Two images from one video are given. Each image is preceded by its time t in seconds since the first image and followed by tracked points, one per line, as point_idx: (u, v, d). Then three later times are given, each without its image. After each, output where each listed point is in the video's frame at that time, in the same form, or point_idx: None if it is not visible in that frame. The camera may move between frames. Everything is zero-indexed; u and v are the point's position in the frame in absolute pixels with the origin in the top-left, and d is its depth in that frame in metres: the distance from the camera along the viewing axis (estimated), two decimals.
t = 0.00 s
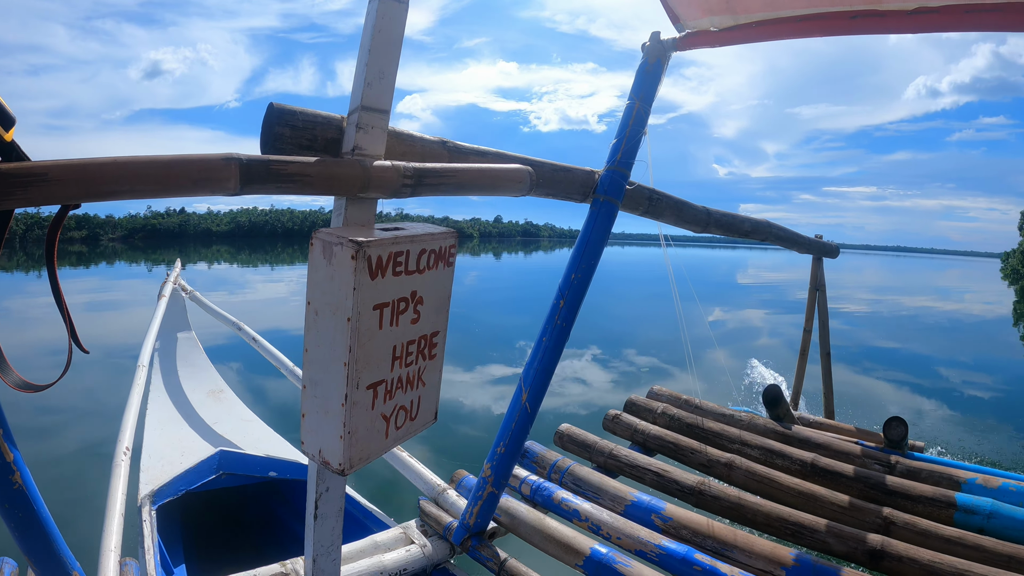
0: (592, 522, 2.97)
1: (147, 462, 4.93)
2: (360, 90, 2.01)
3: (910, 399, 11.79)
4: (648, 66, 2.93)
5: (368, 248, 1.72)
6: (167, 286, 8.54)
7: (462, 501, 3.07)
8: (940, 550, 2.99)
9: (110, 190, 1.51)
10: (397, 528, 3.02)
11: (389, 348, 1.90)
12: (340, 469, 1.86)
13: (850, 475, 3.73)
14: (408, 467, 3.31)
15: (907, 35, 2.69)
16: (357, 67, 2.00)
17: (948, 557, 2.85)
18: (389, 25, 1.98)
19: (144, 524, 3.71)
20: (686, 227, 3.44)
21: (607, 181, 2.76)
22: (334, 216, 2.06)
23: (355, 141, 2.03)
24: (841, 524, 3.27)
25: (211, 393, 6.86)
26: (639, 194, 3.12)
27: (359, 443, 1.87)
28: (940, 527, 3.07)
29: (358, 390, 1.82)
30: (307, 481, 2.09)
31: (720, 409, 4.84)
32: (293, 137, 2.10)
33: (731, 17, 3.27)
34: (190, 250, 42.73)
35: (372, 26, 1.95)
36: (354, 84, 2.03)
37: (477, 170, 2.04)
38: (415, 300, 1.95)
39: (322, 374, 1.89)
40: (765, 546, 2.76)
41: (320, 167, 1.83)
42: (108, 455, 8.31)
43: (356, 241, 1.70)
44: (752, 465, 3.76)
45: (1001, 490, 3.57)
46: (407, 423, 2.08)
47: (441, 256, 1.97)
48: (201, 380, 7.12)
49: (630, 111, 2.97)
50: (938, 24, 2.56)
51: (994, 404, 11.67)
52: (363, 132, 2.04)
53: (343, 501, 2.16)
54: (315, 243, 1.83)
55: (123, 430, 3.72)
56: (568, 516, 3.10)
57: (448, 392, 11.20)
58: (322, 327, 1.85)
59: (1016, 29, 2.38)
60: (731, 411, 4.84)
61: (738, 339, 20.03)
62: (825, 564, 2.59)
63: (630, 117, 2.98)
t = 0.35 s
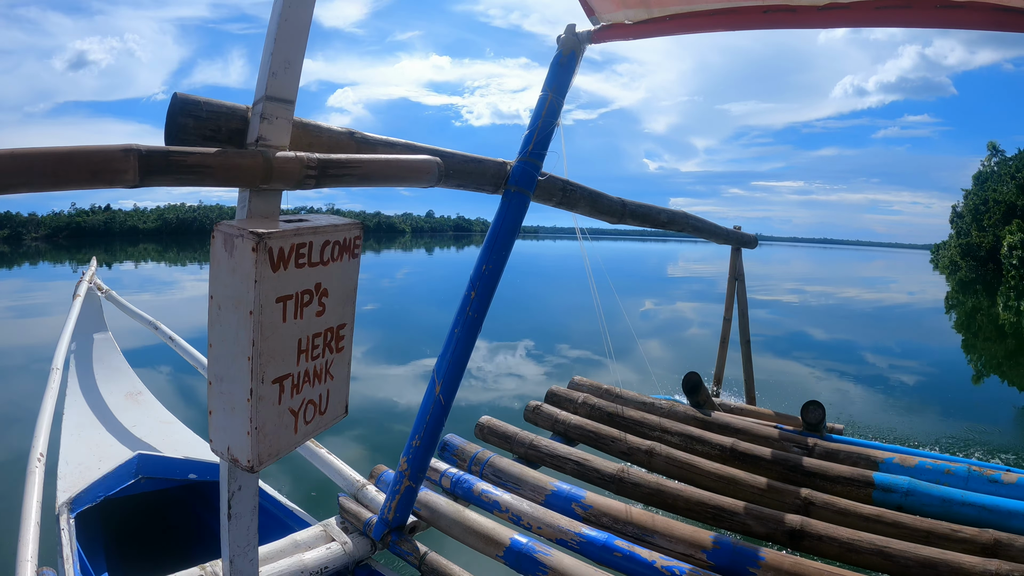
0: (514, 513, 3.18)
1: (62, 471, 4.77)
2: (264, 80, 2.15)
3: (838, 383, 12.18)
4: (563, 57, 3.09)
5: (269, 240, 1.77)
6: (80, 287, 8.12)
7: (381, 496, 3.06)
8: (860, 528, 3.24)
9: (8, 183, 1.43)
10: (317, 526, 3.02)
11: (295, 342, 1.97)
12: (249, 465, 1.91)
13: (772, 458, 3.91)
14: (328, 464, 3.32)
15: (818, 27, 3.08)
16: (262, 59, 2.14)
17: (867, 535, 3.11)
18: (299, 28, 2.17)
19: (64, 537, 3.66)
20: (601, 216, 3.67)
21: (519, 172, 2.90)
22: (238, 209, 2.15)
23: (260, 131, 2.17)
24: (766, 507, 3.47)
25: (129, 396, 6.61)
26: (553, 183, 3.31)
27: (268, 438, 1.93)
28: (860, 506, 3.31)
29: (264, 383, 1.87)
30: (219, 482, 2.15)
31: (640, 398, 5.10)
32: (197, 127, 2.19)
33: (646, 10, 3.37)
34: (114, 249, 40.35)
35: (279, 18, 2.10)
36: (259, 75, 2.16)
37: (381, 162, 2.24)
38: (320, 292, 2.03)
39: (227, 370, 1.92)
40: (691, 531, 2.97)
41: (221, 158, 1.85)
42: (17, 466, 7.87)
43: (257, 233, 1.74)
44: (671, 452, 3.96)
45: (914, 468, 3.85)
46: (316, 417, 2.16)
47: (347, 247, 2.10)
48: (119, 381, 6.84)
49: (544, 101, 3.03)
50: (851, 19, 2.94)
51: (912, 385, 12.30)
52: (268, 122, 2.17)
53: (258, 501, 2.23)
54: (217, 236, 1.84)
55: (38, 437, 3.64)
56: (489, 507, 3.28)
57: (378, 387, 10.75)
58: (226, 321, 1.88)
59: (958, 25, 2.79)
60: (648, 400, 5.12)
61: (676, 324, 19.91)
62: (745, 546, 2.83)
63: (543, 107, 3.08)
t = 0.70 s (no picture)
0: (429, 513, 3.31)
1: None
2: (168, 81, 2.21)
3: (766, 379, 12.56)
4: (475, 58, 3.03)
5: (169, 244, 1.73)
6: None
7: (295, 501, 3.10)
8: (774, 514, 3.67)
9: None
10: (233, 533, 2.98)
11: (198, 346, 1.93)
12: (156, 472, 1.86)
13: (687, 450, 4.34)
14: (244, 470, 3.35)
15: (726, 33, 3.30)
16: (165, 59, 2.19)
17: (778, 520, 3.54)
18: (205, 39, 2.29)
19: None
20: (514, 216, 3.99)
21: (425, 173, 2.93)
22: (140, 211, 2.10)
23: (163, 133, 2.22)
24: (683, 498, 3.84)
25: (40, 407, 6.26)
26: (459, 186, 3.48)
27: (174, 445, 1.89)
28: (771, 494, 3.74)
29: (168, 390, 1.83)
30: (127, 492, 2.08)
31: (556, 397, 5.38)
32: (100, 128, 2.17)
33: (555, 15, 3.50)
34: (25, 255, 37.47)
35: (184, 17, 2.17)
36: (162, 75, 2.22)
37: (285, 165, 2.24)
38: (222, 296, 1.99)
39: (131, 377, 1.86)
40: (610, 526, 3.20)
41: (122, 161, 1.80)
42: None
43: (155, 237, 1.70)
44: (586, 448, 4.31)
45: (825, 455, 4.37)
46: (223, 423, 2.12)
47: (250, 250, 2.08)
48: (29, 391, 6.47)
49: (453, 102, 3.04)
50: (756, 25, 3.19)
51: (833, 377, 12.92)
52: (171, 123, 2.23)
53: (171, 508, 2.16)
54: (118, 241, 1.78)
55: None
56: (404, 508, 3.42)
57: (306, 393, 10.30)
58: (128, 327, 1.82)
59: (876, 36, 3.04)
60: (562, 397, 5.44)
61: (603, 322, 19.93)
62: (658, 537, 3.08)
63: (451, 108, 3.04)
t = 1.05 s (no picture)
0: (358, 525, 3.33)
1: None
2: (81, 85, 2.13)
3: (704, 380, 12.93)
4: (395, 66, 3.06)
5: (80, 255, 1.65)
6: None
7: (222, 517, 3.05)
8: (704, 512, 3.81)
9: None
10: (160, 553, 2.82)
11: (113, 361, 1.84)
12: (74, 491, 1.78)
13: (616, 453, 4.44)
14: (169, 487, 3.26)
15: (646, 41, 3.38)
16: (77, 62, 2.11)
17: (709, 518, 3.68)
18: (125, 32, 2.19)
19: None
20: (434, 222, 4.29)
21: (346, 180, 2.90)
22: (53, 220, 2.01)
23: (76, 139, 2.13)
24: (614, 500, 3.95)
25: None
26: (380, 193, 3.76)
27: (92, 463, 1.81)
28: (700, 493, 3.89)
29: (82, 407, 1.75)
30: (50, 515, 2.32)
31: (484, 402, 5.51)
32: (12, 134, 2.18)
33: (478, 21, 3.50)
34: None
35: (99, 18, 2.09)
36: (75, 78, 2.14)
37: (203, 172, 2.19)
38: (137, 308, 1.90)
39: (44, 394, 1.77)
40: (543, 531, 3.27)
41: (32, 168, 1.73)
42: None
43: (66, 247, 1.62)
44: (516, 454, 4.39)
45: (754, 453, 4.57)
46: (141, 439, 2.02)
47: (165, 261, 1.99)
48: None
49: (372, 109, 3.01)
50: (675, 33, 3.32)
51: (770, 377, 13.42)
52: (84, 130, 2.14)
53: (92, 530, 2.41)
54: (26, 251, 1.69)
55: None
56: (333, 521, 3.41)
57: (240, 408, 9.81)
58: (39, 341, 1.73)
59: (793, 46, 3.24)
60: (492, 404, 5.56)
61: (536, 326, 19.98)
62: (588, 540, 3.18)
63: (372, 116, 3.03)
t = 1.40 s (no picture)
0: (305, 540, 3.35)
1: None
2: (15, 87, 2.03)
3: (661, 384, 13.13)
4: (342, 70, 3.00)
5: (10, 265, 1.59)
6: None
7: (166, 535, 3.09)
8: (656, 519, 3.89)
9: None
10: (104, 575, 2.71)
11: (46, 375, 1.77)
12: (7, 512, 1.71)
13: (568, 462, 4.48)
14: (112, 504, 3.24)
15: (594, 48, 3.47)
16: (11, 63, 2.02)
17: (659, 525, 3.77)
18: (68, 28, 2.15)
19: None
20: (381, 230, 4.33)
21: (289, 187, 2.87)
22: None
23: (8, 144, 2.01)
24: (565, 509, 4.02)
25: None
26: (325, 201, 3.81)
27: (26, 481, 1.74)
28: (651, 500, 3.97)
29: (14, 423, 1.68)
30: None
31: (433, 412, 5.53)
32: None
33: (426, 27, 3.48)
34: None
35: (36, 18, 2.02)
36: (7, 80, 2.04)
37: (142, 178, 2.15)
38: (70, 319, 1.84)
39: None
40: (492, 542, 3.34)
41: None
42: None
43: None
44: (465, 464, 4.42)
45: (704, 459, 4.69)
46: (78, 456, 1.95)
47: (100, 271, 1.93)
48: None
49: (317, 115, 2.96)
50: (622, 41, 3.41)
51: (726, 381, 13.73)
52: (19, 133, 2.03)
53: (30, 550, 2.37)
54: None
55: None
56: (280, 536, 3.45)
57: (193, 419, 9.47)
58: None
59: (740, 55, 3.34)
60: (441, 413, 5.58)
61: (494, 333, 19.92)
62: (538, 550, 3.25)
63: (317, 121, 2.98)
